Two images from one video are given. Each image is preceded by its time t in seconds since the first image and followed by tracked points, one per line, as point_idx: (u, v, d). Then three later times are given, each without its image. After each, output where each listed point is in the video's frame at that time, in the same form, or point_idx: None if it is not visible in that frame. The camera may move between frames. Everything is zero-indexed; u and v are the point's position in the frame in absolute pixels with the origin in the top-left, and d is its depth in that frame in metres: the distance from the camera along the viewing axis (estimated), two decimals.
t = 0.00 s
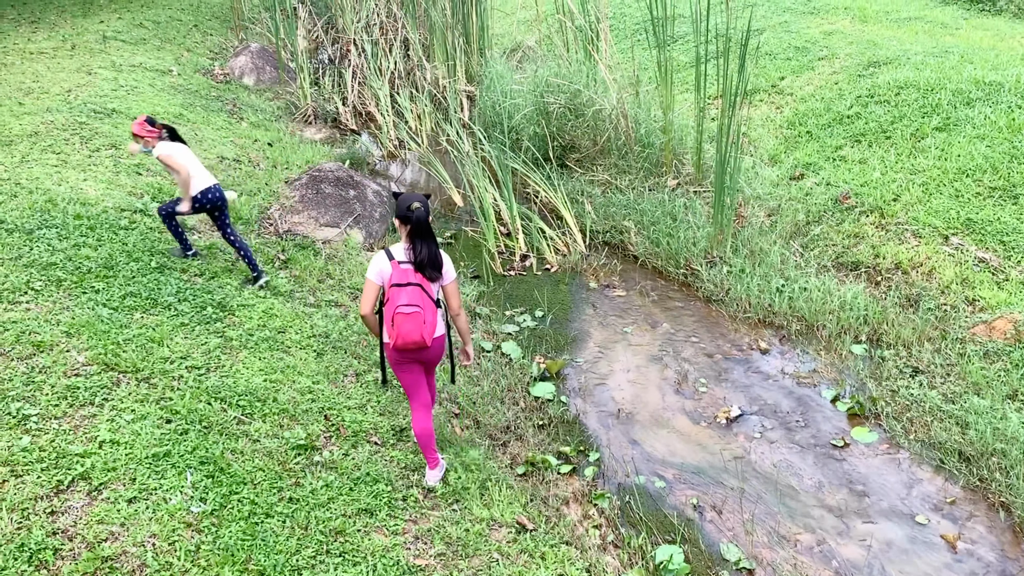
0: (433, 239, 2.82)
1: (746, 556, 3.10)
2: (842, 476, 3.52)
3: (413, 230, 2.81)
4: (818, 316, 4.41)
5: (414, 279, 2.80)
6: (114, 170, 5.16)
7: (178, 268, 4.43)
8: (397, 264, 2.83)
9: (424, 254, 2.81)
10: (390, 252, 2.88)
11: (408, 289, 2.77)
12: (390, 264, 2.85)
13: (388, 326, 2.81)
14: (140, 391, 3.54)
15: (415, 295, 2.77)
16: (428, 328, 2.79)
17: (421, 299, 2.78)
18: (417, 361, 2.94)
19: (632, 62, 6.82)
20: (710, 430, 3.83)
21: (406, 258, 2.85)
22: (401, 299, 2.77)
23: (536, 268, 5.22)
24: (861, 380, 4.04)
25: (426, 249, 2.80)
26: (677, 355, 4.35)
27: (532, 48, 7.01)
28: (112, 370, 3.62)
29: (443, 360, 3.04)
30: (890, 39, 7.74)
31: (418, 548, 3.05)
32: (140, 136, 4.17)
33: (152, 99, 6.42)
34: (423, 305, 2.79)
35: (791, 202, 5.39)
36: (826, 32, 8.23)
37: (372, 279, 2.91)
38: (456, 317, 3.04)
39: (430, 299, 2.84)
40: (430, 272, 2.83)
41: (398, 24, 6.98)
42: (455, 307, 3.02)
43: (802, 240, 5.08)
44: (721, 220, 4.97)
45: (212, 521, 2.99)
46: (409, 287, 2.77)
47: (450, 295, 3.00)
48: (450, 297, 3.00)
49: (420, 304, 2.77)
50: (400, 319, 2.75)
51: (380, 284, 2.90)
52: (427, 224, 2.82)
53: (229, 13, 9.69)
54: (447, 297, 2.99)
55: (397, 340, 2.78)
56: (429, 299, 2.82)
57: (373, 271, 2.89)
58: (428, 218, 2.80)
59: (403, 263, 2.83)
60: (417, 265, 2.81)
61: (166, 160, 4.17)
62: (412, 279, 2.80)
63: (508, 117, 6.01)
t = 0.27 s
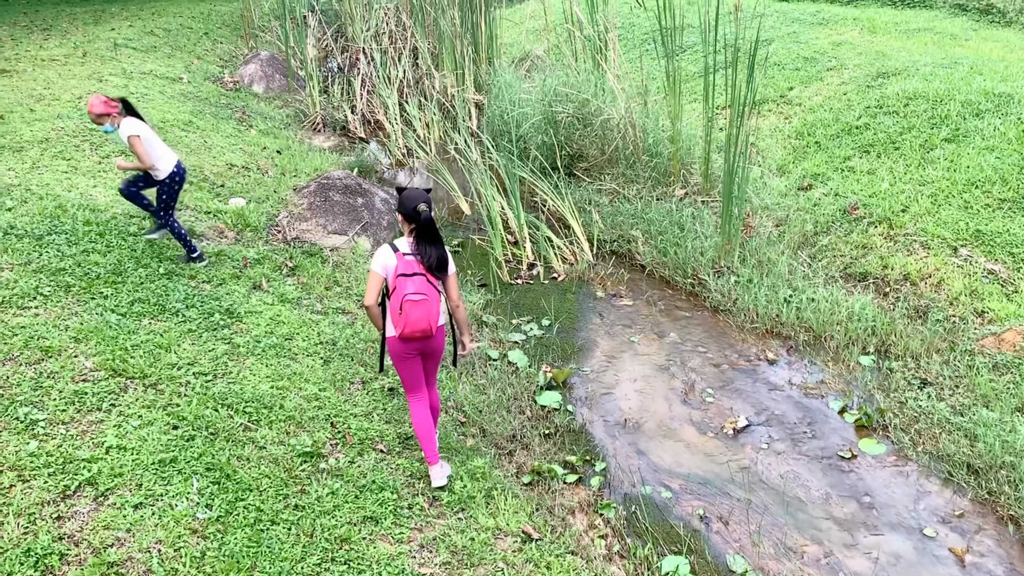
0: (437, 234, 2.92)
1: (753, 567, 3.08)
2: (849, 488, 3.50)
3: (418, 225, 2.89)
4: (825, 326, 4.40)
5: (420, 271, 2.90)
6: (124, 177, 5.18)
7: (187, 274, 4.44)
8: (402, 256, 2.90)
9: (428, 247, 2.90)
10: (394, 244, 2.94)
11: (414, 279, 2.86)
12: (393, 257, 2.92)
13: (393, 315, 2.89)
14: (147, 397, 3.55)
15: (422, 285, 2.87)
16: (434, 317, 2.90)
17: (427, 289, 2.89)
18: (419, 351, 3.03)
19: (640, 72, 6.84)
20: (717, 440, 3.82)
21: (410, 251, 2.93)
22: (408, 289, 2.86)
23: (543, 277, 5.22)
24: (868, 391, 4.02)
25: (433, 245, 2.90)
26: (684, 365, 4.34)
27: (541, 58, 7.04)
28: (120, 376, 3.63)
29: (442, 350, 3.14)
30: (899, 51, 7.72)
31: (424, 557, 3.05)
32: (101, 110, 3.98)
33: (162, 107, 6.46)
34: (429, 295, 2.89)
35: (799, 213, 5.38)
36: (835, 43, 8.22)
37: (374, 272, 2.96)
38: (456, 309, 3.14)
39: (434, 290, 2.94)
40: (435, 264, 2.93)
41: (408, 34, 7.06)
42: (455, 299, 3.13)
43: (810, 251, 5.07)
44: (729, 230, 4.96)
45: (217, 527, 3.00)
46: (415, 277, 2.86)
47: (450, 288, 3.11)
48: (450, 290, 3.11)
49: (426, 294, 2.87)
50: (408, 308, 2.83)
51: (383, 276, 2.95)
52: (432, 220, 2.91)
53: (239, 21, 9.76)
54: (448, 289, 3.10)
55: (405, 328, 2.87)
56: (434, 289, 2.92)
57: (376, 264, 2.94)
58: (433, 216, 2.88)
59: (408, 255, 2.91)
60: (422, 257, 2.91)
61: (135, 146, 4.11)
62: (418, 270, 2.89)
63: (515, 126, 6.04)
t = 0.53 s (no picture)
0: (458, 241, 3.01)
1: None
2: (865, 507, 3.48)
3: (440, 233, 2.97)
4: (841, 343, 4.38)
5: (441, 277, 2.98)
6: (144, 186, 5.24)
7: (205, 281, 4.48)
8: (423, 262, 2.95)
9: (450, 254, 2.99)
10: (414, 250, 2.98)
11: (435, 285, 2.93)
12: (414, 263, 2.96)
13: (414, 318, 2.96)
14: (163, 403, 3.58)
15: (443, 291, 2.96)
16: (452, 321, 3.01)
17: (447, 294, 2.98)
18: (433, 353, 3.13)
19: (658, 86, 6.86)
20: (732, 456, 3.81)
21: (430, 257, 2.99)
22: (430, 295, 2.93)
23: (558, 289, 5.23)
24: (885, 409, 3.99)
25: (456, 253, 2.99)
26: (699, 379, 4.33)
27: (559, 70, 7.02)
28: (138, 382, 3.66)
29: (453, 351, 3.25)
30: (918, 68, 7.70)
31: (435, 568, 3.05)
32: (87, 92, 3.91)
33: (184, 116, 6.54)
34: (450, 300, 2.99)
35: (816, 228, 5.37)
36: (853, 59, 8.20)
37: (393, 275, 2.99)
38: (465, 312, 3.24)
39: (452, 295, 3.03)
40: (454, 270, 3.02)
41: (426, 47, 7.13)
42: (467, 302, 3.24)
43: (826, 267, 5.06)
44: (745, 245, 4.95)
45: (231, 535, 3.01)
46: (437, 283, 2.94)
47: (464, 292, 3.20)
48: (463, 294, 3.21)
49: (447, 300, 2.97)
50: (430, 313, 2.92)
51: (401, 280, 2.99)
52: (454, 228, 2.99)
53: (260, 33, 9.88)
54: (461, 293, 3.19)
55: (425, 332, 2.96)
56: (452, 294, 3.02)
57: (395, 269, 2.96)
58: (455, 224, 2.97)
59: (429, 262, 2.96)
60: (444, 264, 2.99)
61: (131, 123, 4.07)
62: (439, 276, 2.96)
63: (532, 139, 6.07)
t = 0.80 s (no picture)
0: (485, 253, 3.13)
1: None
2: (896, 536, 3.43)
3: (472, 246, 3.05)
4: (874, 369, 4.33)
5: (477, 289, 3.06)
6: (183, 197, 5.34)
7: (239, 292, 4.55)
8: (461, 276, 3.01)
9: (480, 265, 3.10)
10: (449, 265, 3.02)
11: (476, 297, 3.02)
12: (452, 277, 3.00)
13: (458, 333, 3.00)
14: (195, 411, 3.63)
15: (482, 302, 3.05)
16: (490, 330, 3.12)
17: (485, 305, 3.08)
18: (468, 365, 3.18)
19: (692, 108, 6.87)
20: (760, 480, 3.77)
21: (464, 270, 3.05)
22: (472, 307, 3.01)
23: (587, 307, 5.23)
24: (918, 437, 3.93)
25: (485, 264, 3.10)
26: (729, 403, 4.30)
27: (593, 90, 6.90)
28: (170, 390, 3.71)
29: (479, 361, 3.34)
30: (957, 93, 7.60)
31: None
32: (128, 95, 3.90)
33: (222, 130, 6.69)
34: (488, 310, 3.09)
35: (850, 253, 5.32)
36: (890, 83, 8.12)
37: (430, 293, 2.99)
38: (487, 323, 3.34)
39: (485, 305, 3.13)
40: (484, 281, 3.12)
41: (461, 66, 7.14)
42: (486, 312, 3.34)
43: (860, 291, 5.01)
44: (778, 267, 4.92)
45: (258, 544, 3.05)
46: (476, 295, 3.02)
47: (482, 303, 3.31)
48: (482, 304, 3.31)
49: (486, 309, 3.08)
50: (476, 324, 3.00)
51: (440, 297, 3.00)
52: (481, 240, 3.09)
53: (298, 47, 10.06)
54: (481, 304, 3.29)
55: (471, 344, 3.03)
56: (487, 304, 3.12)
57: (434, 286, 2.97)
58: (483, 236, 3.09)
59: (465, 275, 3.03)
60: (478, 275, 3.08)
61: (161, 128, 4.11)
62: (476, 288, 3.05)
63: (565, 157, 5.94)
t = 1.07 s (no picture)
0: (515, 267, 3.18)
1: None
2: (938, 567, 3.35)
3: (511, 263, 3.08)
4: (917, 396, 4.26)
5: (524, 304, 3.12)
6: (228, 210, 5.45)
7: (281, 304, 4.62)
8: (512, 294, 3.04)
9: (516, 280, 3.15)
10: (499, 286, 3.02)
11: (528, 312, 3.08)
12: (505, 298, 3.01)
13: (526, 350, 3.01)
14: (235, 421, 3.69)
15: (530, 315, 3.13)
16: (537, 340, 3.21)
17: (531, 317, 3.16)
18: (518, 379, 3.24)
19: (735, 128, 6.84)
20: (799, 506, 3.72)
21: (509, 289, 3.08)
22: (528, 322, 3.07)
23: (625, 327, 5.23)
24: (962, 467, 3.86)
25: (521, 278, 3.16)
26: (768, 426, 4.26)
27: (634, 109, 6.90)
28: (211, 399, 3.78)
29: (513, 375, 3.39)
30: (1007, 116, 7.47)
31: None
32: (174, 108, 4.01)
33: (267, 144, 6.85)
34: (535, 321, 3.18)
35: (894, 276, 5.25)
36: (938, 105, 8.00)
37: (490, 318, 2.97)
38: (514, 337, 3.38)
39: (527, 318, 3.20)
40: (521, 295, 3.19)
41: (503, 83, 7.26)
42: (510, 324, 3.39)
43: (903, 316, 4.94)
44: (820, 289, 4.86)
45: (293, 554, 3.09)
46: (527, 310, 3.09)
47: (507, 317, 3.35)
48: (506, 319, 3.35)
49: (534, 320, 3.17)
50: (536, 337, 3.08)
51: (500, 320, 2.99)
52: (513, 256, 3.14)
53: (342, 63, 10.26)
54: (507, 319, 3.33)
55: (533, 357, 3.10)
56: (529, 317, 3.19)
57: (495, 310, 2.96)
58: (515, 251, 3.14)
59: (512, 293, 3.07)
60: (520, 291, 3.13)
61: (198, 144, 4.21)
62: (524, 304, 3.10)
63: (605, 176, 6.07)
